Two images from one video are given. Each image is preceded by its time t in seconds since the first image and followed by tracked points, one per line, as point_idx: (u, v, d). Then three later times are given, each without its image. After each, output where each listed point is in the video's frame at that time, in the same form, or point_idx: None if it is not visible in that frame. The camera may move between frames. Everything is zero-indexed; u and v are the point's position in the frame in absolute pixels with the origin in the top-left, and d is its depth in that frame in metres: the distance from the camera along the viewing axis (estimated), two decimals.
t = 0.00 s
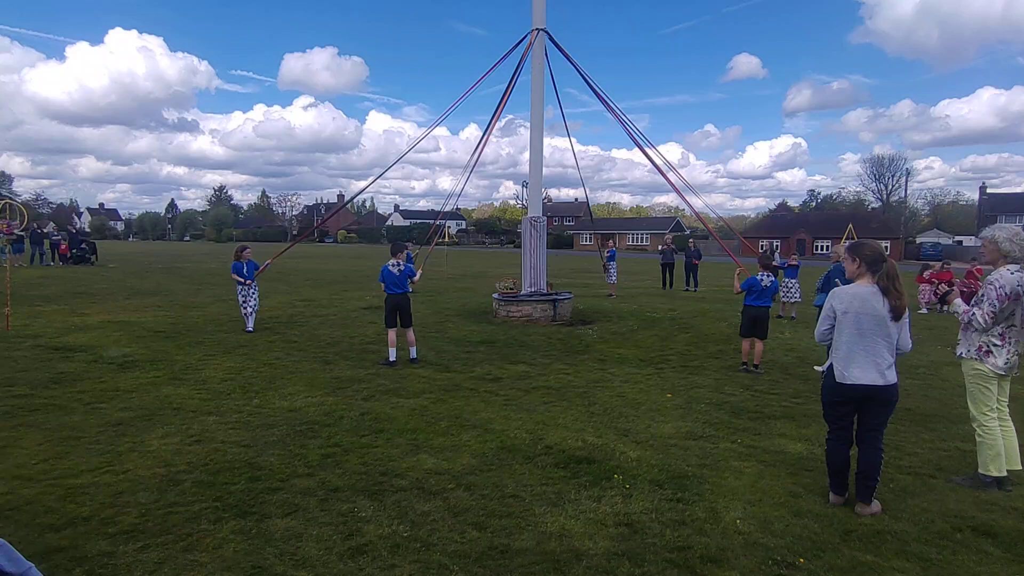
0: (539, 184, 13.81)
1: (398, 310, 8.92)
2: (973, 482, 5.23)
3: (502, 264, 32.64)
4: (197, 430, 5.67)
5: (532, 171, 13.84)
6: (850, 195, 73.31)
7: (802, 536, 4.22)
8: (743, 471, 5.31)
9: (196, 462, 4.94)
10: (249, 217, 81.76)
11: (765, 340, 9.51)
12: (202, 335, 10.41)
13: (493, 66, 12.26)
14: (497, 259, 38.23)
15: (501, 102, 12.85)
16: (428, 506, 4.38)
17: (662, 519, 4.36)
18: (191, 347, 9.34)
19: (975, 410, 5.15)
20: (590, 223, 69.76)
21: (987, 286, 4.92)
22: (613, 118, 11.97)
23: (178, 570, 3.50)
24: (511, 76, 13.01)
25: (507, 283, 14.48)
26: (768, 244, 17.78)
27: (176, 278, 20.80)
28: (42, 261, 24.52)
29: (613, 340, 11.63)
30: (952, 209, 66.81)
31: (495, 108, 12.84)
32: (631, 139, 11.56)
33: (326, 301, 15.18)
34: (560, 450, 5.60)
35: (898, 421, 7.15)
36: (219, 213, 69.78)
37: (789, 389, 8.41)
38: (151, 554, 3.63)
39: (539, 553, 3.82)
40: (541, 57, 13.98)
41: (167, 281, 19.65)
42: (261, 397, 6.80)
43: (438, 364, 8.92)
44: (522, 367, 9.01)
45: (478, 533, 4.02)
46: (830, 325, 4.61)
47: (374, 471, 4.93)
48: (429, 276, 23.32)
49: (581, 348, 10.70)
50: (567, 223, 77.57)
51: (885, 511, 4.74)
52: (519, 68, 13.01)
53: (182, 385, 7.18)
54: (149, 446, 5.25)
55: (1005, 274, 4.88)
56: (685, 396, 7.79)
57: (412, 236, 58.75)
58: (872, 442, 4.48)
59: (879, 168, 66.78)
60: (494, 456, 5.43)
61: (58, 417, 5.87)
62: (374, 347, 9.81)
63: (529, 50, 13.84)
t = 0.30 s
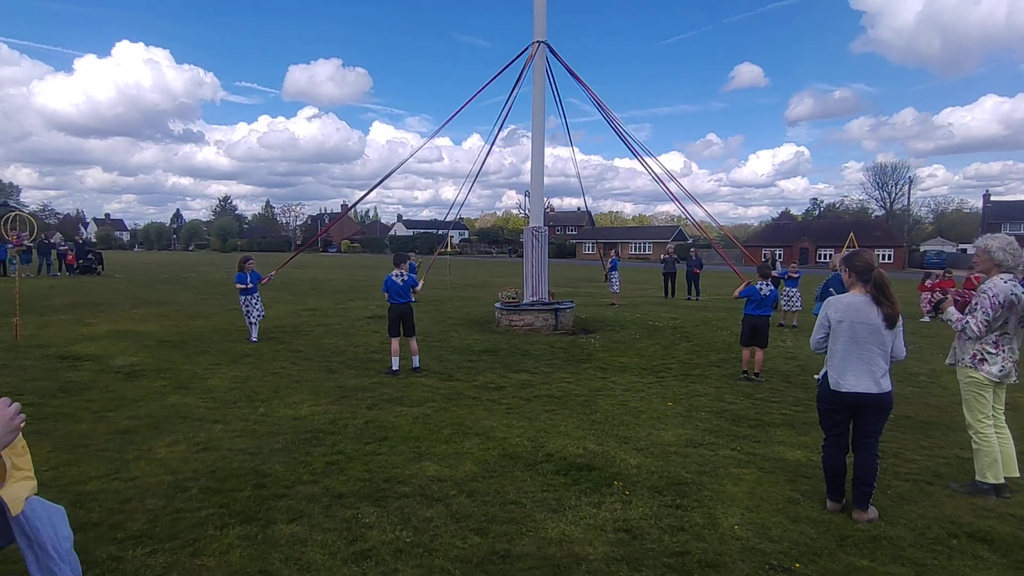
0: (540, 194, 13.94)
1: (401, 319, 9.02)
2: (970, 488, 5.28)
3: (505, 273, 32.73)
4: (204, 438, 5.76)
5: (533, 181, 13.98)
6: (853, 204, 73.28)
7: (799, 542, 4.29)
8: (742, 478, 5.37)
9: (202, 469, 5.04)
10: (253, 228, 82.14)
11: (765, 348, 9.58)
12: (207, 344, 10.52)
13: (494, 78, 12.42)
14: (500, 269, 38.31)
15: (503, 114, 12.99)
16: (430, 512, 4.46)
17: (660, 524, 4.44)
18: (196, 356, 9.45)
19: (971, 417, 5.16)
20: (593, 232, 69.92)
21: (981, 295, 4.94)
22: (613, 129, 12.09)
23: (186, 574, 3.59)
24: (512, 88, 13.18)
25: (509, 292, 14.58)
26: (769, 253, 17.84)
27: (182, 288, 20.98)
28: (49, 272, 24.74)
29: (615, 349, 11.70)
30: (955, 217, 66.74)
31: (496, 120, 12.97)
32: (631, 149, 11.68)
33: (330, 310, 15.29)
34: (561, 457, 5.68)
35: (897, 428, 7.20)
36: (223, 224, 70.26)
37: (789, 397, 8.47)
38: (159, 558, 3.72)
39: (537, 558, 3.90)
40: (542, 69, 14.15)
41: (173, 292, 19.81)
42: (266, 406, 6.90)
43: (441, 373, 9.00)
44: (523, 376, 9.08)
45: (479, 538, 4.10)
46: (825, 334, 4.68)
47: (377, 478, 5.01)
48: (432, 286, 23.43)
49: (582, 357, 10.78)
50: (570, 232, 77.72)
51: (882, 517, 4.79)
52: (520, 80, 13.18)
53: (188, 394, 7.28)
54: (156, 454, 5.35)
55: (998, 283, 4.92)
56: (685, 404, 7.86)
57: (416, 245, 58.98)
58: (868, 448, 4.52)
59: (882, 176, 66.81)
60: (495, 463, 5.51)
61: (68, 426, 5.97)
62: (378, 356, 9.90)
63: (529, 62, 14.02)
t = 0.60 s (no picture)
0: (544, 209, 14.07)
1: (407, 333, 9.11)
2: (972, 501, 5.32)
3: (509, 287, 32.82)
4: (213, 451, 5.84)
5: (537, 196, 14.12)
6: (858, 216, 73.24)
7: (801, 554, 4.34)
8: (744, 491, 5.42)
9: (212, 481, 5.12)
10: (258, 242, 82.57)
11: (767, 362, 9.63)
12: (214, 358, 10.63)
13: (497, 95, 12.62)
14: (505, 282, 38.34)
15: (507, 130, 13.16)
16: (436, 524, 4.53)
17: (663, 536, 4.49)
18: (204, 370, 9.55)
19: (971, 430, 5.20)
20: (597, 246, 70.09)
21: (978, 309, 4.99)
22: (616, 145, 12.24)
23: None
24: (515, 105, 13.36)
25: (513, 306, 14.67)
26: (772, 266, 17.90)
27: (188, 302, 21.15)
28: (58, 287, 24.99)
29: (618, 362, 11.76)
30: (960, 230, 66.68)
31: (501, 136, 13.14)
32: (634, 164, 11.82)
33: (336, 324, 15.41)
34: (565, 470, 5.74)
35: (899, 441, 7.23)
36: (229, 238, 70.78)
37: (792, 410, 8.51)
38: (171, 569, 3.80)
39: (542, 569, 3.96)
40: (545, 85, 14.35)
41: (180, 306, 19.98)
42: (273, 419, 6.98)
43: (446, 387, 9.07)
44: (527, 390, 9.14)
45: (484, 550, 4.16)
46: (821, 348, 4.77)
47: (384, 491, 5.08)
48: (437, 300, 23.54)
49: (586, 370, 10.83)
50: (574, 246, 77.86)
51: (884, 530, 4.82)
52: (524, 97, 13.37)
53: (197, 407, 7.37)
54: (167, 466, 5.44)
55: (995, 297, 4.98)
56: (688, 417, 7.91)
57: (420, 259, 59.26)
58: (868, 461, 4.55)
59: (885, 188, 66.90)
60: (500, 476, 5.57)
61: (80, 438, 6.07)
62: (383, 370, 9.98)
63: (533, 79, 14.23)
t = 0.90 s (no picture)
0: (547, 225, 14.23)
1: (412, 349, 9.22)
2: (972, 514, 5.38)
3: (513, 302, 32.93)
4: (223, 465, 5.95)
5: (540, 213, 14.29)
6: (861, 229, 73.29)
7: (801, 566, 4.41)
8: (746, 505, 5.49)
9: (223, 495, 5.22)
10: (263, 258, 83.01)
11: (769, 376, 9.69)
12: (222, 374, 10.75)
13: (500, 114, 12.84)
14: (509, 297, 38.49)
15: (510, 148, 13.37)
16: (442, 537, 4.61)
17: (666, 549, 4.57)
18: (212, 386, 9.68)
19: (970, 444, 5.26)
20: (600, 260, 70.26)
21: (975, 323, 5.08)
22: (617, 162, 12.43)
23: None
24: (518, 123, 13.59)
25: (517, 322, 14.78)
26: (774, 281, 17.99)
27: (194, 318, 21.32)
28: (66, 303, 25.25)
29: (621, 377, 11.84)
30: (964, 242, 66.61)
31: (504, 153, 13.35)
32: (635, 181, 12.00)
33: (342, 340, 15.54)
34: (569, 484, 5.82)
35: (901, 455, 7.28)
36: (234, 254, 71.23)
37: (794, 424, 8.57)
38: None
39: None
40: (547, 104, 14.58)
41: (186, 322, 20.15)
42: (282, 434, 7.09)
43: (451, 402, 9.16)
44: (532, 405, 9.22)
45: (490, 562, 4.25)
46: (818, 363, 4.88)
47: (391, 504, 5.17)
48: (441, 316, 23.65)
49: (589, 385, 10.92)
50: (577, 260, 78.07)
51: (885, 543, 4.88)
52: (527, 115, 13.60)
53: (206, 423, 7.49)
54: (178, 480, 5.55)
55: (991, 312, 5.07)
56: (691, 431, 7.98)
57: (424, 275, 59.51)
58: (867, 475, 4.60)
59: (887, 202, 67.01)
60: (505, 489, 5.65)
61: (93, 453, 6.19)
62: (389, 385, 10.09)
63: (536, 98, 14.47)
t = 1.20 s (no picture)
0: (550, 242, 14.31)
1: (417, 366, 9.27)
2: (976, 531, 5.38)
3: (518, 317, 32.99)
4: (229, 482, 5.99)
5: (544, 230, 14.39)
6: (866, 244, 73.18)
7: None
8: (749, 522, 5.49)
9: (228, 513, 5.26)
10: (268, 275, 83.30)
11: (774, 393, 9.69)
12: (227, 391, 10.81)
13: (504, 132, 13.00)
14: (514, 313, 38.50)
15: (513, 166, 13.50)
16: (446, 554, 4.64)
17: (669, 567, 4.58)
18: (218, 402, 9.74)
19: (974, 461, 5.26)
20: (604, 275, 70.32)
21: (974, 340, 5.09)
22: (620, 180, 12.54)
23: None
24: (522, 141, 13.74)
25: (521, 338, 14.81)
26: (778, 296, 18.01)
27: (200, 334, 21.41)
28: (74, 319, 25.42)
29: (625, 393, 11.85)
30: (969, 256, 66.44)
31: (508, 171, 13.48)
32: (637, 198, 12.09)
33: (347, 356, 15.60)
34: (573, 501, 5.84)
35: (906, 472, 7.27)
36: (240, 271, 71.60)
37: (798, 440, 8.57)
38: None
39: None
40: (550, 122, 14.74)
41: (192, 338, 20.23)
42: (287, 451, 7.14)
43: (455, 418, 9.18)
44: (536, 421, 9.23)
45: None
46: (818, 379, 4.92)
47: (395, 521, 5.20)
48: (446, 332, 23.69)
49: (594, 402, 10.93)
50: (582, 276, 78.11)
51: (888, 560, 4.88)
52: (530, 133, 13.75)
53: (212, 440, 7.54)
54: (184, 498, 5.59)
55: (990, 329, 5.09)
56: (695, 448, 7.99)
57: (429, 291, 59.63)
58: (870, 492, 4.60)
59: (892, 216, 66.97)
60: (508, 507, 5.68)
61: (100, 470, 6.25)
62: (394, 402, 10.12)
63: (538, 116, 14.64)
